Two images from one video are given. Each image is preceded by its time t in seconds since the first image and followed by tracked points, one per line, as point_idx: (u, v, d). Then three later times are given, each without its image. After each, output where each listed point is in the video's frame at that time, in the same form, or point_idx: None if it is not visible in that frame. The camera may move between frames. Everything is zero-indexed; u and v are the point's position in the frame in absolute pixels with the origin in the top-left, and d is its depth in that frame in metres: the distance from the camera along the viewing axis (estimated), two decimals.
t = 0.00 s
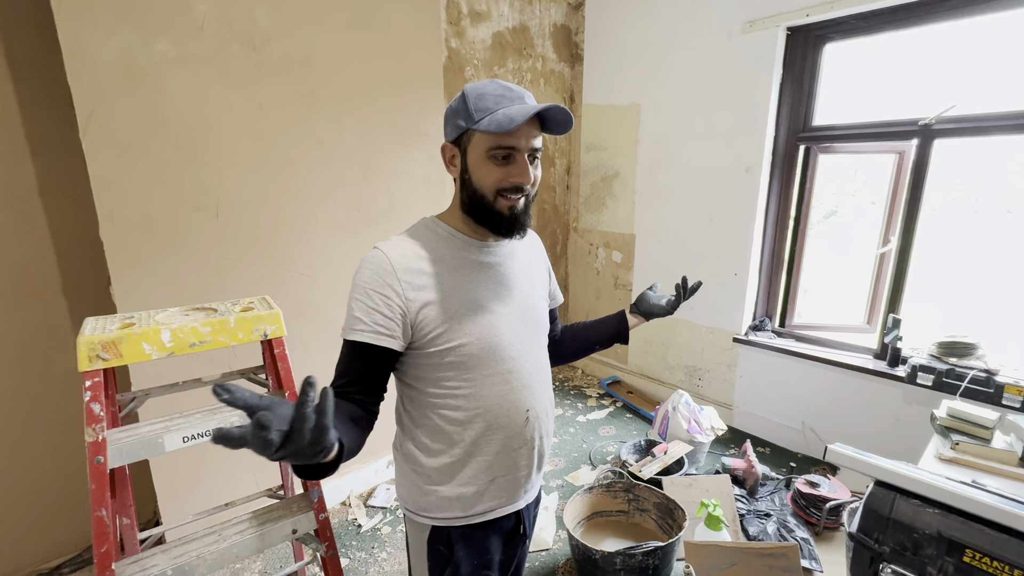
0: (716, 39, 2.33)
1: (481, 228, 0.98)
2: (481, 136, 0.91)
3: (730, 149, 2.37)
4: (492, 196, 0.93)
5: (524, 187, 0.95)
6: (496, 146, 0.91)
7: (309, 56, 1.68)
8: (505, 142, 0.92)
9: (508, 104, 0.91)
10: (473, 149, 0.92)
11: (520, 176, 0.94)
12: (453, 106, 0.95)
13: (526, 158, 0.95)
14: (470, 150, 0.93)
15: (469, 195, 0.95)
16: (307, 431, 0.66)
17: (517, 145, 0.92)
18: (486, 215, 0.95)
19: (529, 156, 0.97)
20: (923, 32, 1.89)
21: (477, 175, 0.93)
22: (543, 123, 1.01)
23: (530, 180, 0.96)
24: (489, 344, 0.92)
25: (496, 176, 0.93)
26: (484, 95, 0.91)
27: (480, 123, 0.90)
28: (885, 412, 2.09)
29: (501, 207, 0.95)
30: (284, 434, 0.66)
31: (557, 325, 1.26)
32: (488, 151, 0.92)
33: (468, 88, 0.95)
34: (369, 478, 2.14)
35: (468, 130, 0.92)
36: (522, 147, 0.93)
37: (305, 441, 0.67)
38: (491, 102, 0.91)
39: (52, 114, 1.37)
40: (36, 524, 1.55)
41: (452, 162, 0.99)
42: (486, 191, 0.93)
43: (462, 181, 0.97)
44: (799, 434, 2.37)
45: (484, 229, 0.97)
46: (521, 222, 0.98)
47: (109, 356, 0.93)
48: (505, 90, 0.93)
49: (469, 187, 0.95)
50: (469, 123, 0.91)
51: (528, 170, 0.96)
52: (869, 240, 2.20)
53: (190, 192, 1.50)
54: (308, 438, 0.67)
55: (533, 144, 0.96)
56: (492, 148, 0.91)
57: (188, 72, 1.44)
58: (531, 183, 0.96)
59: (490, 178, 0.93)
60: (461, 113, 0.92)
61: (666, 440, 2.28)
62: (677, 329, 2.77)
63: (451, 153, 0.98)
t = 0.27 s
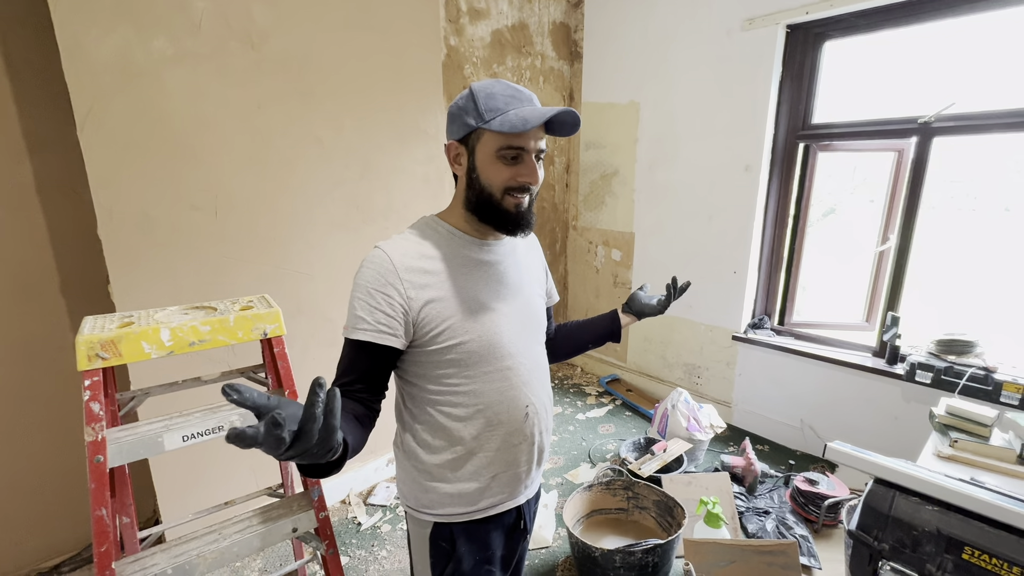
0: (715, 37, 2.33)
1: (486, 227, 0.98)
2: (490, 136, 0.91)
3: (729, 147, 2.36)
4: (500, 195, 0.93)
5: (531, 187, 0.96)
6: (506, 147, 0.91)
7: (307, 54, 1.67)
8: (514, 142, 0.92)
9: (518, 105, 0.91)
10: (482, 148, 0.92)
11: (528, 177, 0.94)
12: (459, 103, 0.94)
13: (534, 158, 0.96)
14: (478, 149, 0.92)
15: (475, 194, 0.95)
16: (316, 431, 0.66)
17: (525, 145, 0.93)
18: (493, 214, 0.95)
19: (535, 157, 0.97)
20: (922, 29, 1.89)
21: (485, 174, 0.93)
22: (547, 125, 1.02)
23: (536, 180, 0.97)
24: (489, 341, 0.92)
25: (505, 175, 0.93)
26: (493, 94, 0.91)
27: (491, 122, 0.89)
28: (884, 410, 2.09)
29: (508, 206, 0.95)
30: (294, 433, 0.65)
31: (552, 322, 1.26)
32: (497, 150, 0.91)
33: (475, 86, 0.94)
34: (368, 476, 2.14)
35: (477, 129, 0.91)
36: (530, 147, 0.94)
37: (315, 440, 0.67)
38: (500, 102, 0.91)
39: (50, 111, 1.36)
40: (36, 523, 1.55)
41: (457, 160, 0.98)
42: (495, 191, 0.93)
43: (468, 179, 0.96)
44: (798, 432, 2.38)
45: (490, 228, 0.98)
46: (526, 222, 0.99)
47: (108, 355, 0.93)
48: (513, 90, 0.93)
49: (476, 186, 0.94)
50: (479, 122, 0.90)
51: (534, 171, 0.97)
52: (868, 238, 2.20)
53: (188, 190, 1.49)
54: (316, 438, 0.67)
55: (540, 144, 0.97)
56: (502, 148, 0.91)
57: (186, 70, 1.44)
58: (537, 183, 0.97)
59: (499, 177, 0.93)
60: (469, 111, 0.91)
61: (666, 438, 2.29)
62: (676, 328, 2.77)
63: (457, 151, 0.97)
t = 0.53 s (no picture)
0: (714, 32, 2.32)
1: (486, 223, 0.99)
2: (496, 133, 0.91)
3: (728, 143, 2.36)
4: (504, 192, 0.94)
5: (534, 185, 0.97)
6: (511, 145, 0.92)
7: (303, 49, 1.66)
8: (520, 140, 0.92)
9: (523, 104, 0.92)
10: (487, 144, 0.92)
11: (532, 174, 0.95)
12: (462, 98, 0.93)
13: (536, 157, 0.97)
14: (482, 145, 0.92)
15: (478, 190, 0.94)
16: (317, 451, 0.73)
17: (530, 144, 0.94)
18: (496, 210, 0.95)
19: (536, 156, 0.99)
20: (922, 24, 1.88)
21: (490, 170, 0.93)
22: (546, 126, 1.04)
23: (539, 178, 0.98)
24: (484, 335, 0.92)
25: (510, 172, 0.93)
26: (499, 92, 0.91)
27: (497, 120, 0.89)
28: (880, 405, 2.10)
29: (511, 203, 0.95)
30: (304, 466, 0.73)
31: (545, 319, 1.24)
32: (503, 148, 0.92)
33: (478, 83, 0.94)
34: (367, 472, 2.15)
35: (482, 126, 0.91)
36: (533, 146, 0.95)
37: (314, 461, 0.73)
38: (506, 101, 0.92)
39: (43, 107, 1.35)
40: (34, 520, 1.55)
41: (457, 156, 0.96)
42: (499, 188, 0.93)
43: (470, 175, 0.95)
44: (795, 428, 2.39)
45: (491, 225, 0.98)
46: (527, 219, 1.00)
47: (103, 353, 0.93)
48: (516, 90, 0.95)
49: (479, 182, 0.94)
50: (485, 119, 0.90)
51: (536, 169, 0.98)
52: (866, 234, 2.20)
53: (184, 187, 1.49)
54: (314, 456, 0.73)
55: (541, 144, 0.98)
56: (508, 146, 0.91)
57: (181, 65, 1.42)
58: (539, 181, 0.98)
59: (503, 174, 0.93)
60: (474, 107, 0.91)
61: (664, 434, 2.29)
62: (674, 324, 2.77)
63: (458, 147, 0.95)
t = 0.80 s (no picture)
0: (712, 27, 2.31)
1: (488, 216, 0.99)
2: (500, 126, 0.92)
3: (725, 139, 2.35)
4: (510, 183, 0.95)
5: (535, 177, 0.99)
6: (515, 137, 0.93)
7: (298, 44, 1.64)
8: (522, 133, 0.94)
9: (522, 98, 0.94)
10: (491, 138, 0.92)
11: (535, 165, 0.97)
12: (461, 93, 0.93)
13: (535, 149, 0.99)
14: (486, 139, 0.92)
15: (482, 183, 0.94)
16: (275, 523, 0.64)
17: (531, 136, 0.95)
18: (501, 202, 0.95)
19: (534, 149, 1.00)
20: (919, 20, 1.88)
21: (495, 163, 0.93)
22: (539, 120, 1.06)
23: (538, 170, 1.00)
24: (479, 328, 0.91)
25: (514, 164, 0.94)
26: (500, 87, 0.92)
27: (502, 113, 0.90)
28: (877, 401, 2.11)
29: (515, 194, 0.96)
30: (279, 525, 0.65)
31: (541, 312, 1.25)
32: (508, 141, 0.93)
33: (476, 78, 0.94)
34: (364, 469, 2.14)
35: (486, 120, 0.91)
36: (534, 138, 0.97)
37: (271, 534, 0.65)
38: (507, 95, 0.93)
39: (35, 102, 1.34)
40: (30, 517, 1.54)
41: (460, 151, 0.95)
42: (507, 180, 0.94)
43: (474, 169, 0.95)
44: (792, 423, 2.39)
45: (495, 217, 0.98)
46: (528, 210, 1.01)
47: (96, 350, 0.92)
48: (513, 85, 0.96)
49: (485, 176, 0.94)
50: (489, 112, 0.90)
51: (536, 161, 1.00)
52: (863, 230, 2.20)
53: (178, 183, 1.48)
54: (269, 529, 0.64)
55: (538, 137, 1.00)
56: (512, 138, 0.93)
57: (174, 60, 1.41)
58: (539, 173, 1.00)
59: (508, 166, 0.94)
60: (477, 102, 0.91)
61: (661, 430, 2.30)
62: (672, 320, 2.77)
63: (460, 142, 0.94)
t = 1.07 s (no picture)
0: (711, 24, 2.30)
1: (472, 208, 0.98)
2: (464, 121, 0.94)
3: (724, 135, 2.35)
4: (478, 175, 0.94)
5: (508, 165, 0.96)
6: (479, 130, 0.93)
7: (296, 40, 1.64)
8: (487, 124, 0.94)
9: (491, 88, 0.93)
10: (458, 134, 0.95)
11: (504, 155, 0.95)
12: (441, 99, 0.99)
13: (509, 138, 0.96)
14: (456, 137, 0.95)
15: (456, 177, 0.97)
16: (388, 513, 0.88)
17: (498, 126, 0.94)
18: (472, 193, 0.95)
19: (512, 137, 0.98)
20: (919, 16, 1.87)
21: (463, 158, 0.95)
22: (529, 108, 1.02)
23: (514, 158, 0.97)
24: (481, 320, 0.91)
25: (480, 156, 0.94)
26: (468, 83, 0.93)
27: (463, 107, 0.91)
28: (875, 397, 2.11)
29: (487, 184, 0.95)
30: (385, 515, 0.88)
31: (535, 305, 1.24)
32: (472, 135, 0.94)
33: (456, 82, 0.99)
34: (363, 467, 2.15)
35: (453, 118, 0.95)
36: (505, 127, 0.95)
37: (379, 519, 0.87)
38: (474, 89, 0.93)
39: (31, 99, 1.33)
40: (30, 515, 1.54)
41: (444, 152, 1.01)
42: (473, 172, 0.94)
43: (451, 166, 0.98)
44: (790, 420, 2.40)
45: (475, 208, 0.98)
46: (509, 200, 0.99)
47: (93, 348, 0.92)
48: (488, 77, 0.95)
49: (458, 170, 0.96)
50: (455, 110, 0.93)
51: (512, 150, 0.97)
52: (861, 227, 2.20)
53: (176, 181, 1.47)
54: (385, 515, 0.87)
55: (517, 125, 0.97)
56: (476, 130, 0.93)
57: (171, 56, 1.40)
58: (515, 161, 0.97)
59: (474, 158, 0.94)
60: (447, 102, 0.95)
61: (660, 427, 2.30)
62: (671, 317, 2.78)
63: (443, 143, 1.00)
